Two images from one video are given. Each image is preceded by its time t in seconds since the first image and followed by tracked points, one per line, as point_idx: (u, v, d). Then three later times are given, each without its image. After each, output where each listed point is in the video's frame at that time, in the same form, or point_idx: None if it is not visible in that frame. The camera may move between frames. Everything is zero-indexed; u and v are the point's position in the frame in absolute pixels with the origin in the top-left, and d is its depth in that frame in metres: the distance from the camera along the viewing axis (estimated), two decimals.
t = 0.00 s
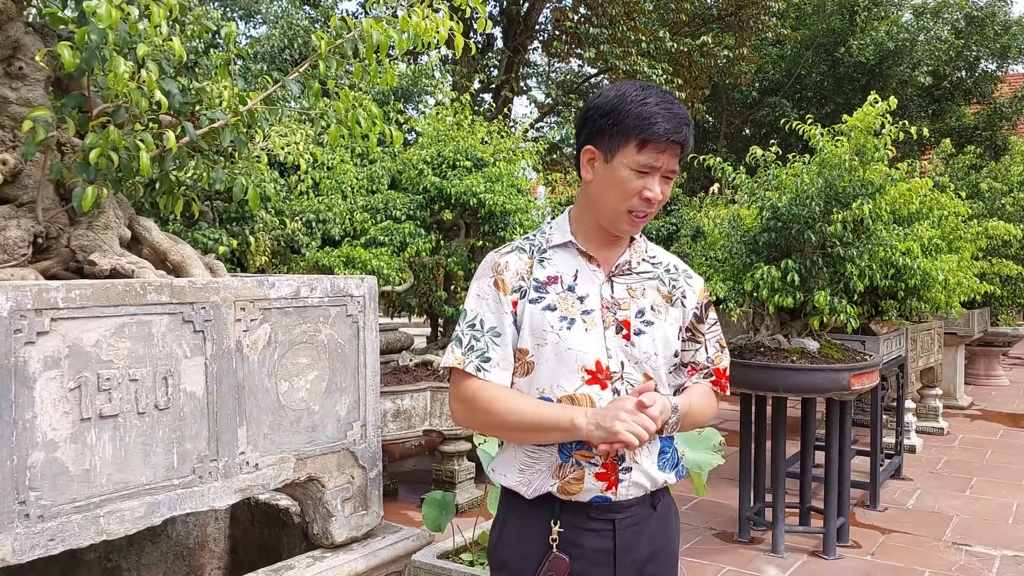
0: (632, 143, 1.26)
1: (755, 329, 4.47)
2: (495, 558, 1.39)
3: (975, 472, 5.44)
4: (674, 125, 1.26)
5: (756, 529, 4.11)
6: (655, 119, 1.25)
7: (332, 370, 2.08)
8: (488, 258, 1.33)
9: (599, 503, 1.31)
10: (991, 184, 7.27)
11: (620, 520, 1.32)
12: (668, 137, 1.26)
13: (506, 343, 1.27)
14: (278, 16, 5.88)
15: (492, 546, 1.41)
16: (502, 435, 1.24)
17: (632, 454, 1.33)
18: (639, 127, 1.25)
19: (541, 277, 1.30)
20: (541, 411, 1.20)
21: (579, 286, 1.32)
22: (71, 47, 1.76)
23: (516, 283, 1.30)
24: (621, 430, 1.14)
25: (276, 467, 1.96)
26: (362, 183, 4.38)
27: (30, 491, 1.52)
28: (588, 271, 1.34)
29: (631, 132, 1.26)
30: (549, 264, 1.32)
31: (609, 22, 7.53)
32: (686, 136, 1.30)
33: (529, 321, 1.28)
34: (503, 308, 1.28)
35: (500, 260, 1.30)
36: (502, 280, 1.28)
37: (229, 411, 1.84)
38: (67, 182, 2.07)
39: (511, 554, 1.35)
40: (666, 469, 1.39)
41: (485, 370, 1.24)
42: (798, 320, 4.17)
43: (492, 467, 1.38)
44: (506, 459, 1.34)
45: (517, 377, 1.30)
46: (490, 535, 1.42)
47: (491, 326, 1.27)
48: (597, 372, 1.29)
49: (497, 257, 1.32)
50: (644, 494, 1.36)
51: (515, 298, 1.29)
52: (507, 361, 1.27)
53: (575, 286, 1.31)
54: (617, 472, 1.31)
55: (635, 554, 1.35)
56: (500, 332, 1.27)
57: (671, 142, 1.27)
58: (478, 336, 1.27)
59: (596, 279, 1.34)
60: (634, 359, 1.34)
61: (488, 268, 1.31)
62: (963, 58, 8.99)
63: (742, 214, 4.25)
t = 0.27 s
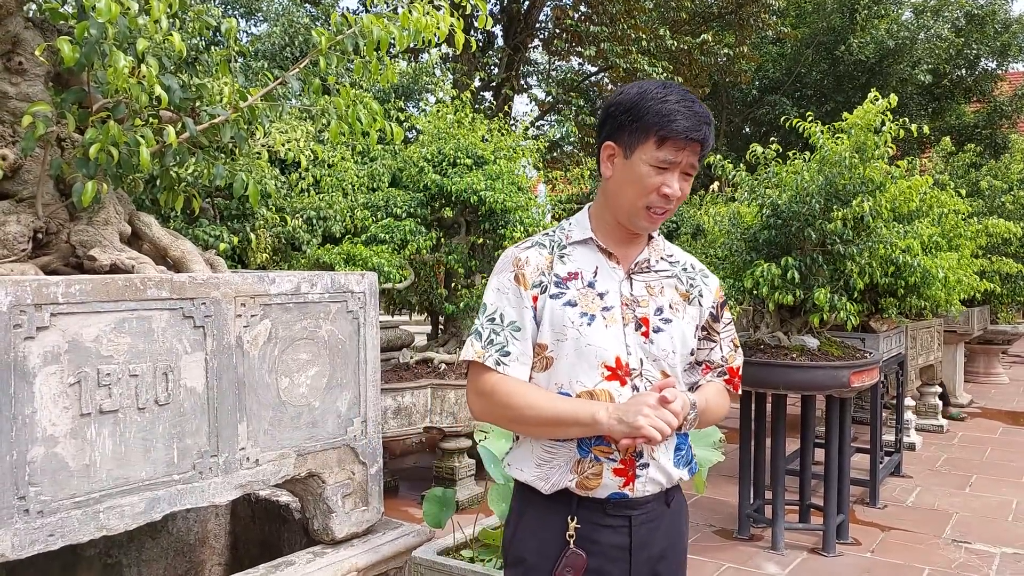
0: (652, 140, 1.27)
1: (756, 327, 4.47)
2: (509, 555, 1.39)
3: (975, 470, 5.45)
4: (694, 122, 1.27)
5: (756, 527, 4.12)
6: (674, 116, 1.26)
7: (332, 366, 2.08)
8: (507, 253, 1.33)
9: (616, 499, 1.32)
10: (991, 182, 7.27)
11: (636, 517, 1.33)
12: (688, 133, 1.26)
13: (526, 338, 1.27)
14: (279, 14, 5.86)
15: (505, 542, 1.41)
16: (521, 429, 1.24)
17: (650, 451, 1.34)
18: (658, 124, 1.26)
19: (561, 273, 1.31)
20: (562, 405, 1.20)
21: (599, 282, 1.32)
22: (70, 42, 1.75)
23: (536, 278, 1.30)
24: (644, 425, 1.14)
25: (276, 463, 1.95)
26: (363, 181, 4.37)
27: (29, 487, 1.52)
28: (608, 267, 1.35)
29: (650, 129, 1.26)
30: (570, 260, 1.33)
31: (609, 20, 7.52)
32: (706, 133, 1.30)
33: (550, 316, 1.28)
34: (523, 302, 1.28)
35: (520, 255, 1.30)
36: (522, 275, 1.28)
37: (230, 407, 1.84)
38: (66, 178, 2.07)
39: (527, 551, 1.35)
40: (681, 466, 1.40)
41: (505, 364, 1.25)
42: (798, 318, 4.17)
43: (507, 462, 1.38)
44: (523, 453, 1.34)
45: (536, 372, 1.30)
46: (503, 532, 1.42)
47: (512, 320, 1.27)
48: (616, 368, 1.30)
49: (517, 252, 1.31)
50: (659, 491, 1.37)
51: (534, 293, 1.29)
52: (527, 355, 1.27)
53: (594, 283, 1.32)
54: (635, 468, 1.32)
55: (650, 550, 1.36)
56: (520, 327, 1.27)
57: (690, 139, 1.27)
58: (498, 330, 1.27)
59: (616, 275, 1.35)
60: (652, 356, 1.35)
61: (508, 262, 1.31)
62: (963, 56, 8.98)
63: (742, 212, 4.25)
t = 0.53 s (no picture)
0: (664, 138, 1.25)
1: (758, 327, 4.45)
2: (519, 558, 1.37)
3: (978, 470, 5.42)
4: (706, 121, 1.26)
5: (758, 527, 4.10)
6: (687, 115, 1.24)
7: (331, 367, 2.07)
8: (522, 253, 1.30)
9: (631, 501, 1.32)
10: (995, 180, 7.22)
11: (649, 519, 1.34)
12: (701, 132, 1.25)
13: (545, 339, 1.25)
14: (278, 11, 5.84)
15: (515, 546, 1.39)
16: (542, 433, 1.22)
17: (666, 453, 1.34)
18: (670, 123, 1.25)
19: (579, 274, 1.29)
20: (587, 408, 1.19)
21: (616, 284, 1.31)
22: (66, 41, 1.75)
23: (554, 278, 1.27)
24: (672, 427, 1.15)
25: (274, 465, 1.94)
26: (362, 178, 4.35)
27: (28, 488, 1.51)
28: (624, 269, 1.33)
29: (663, 128, 1.25)
30: (587, 260, 1.31)
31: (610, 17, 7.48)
32: (718, 132, 1.29)
33: (568, 317, 1.27)
34: (542, 303, 1.25)
35: (538, 255, 1.27)
36: (541, 276, 1.26)
37: (228, 409, 1.83)
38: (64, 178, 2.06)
39: (539, 554, 1.33)
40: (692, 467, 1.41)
41: (523, 366, 1.22)
42: (801, 317, 4.14)
43: (519, 464, 1.36)
44: (537, 455, 1.31)
45: (552, 374, 1.28)
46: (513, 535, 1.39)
47: (530, 321, 1.25)
48: (635, 370, 1.29)
49: (534, 251, 1.29)
50: (671, 493, 1.37)
51: (553, 293, 1.27)
52: (545, 357, 1.25)
53: (611, 284, 1.31)
54: (651, 470, 1.32)
55: (662, 551, 1.37)
56: (538, 328, 1.25)
57: (704, 138, 1.26)
58: (517, 331, 1.24)
59: (632, 277, 1.34)
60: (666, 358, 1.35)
61: (524, 262, 1.28)
62: (967, 53, 8.92)
63: (744, 210, 4.22)
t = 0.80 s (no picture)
0: (674, 134, 1.27)
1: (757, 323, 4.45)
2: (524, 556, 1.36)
3: (976, 467, 5.44)
4: (716, 118, 1.27)
5: (756, 524, 4.11)
6: (697, 112, 1.26)
7: (330, 363, 2.07)
8: (532, 245, 1.30)
9: (636, 495, 1.32)
10: (993, 178, 7.24)
11: (652, 512, 1.34)
12: (711, 129, 1.27)
13: (554, 331, 1.25)
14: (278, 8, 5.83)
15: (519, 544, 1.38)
16: (550, 424, 1.22)
17: (670, 447, 1.34)
18: (681, 119, 1.26)
19: (589, 267, 1.29)
20: (596, 400, 1.19)
21: (624, 278, 1.31)
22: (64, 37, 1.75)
23: (564, 271, 1.28)
24: (681, 421, 1.16)
25: (273, 460, 1.95)
26: (362, 176, 4.35)
27: (25, 483, 1.51)
28: (632, 263, 1.34)
29: (673, 124, 1.27)
30: (597, 254, 1.31)
31: (609, 15, 7.47)
32: (727, 131, 1.31)
33: (577, 310, 1.27)
34: (552, 295, 1.25)
35: (548, 247, 1.28)
36: (551, 267, 1.26)
37: (226, 404, 1.83)
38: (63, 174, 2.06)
39: (545, 550, 1.33)
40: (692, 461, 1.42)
41: (532, 357, 1.22)
42: (799, 314, 4.15)
43: (522, 457, 1.35)
44: (542, 447, 1.31)
45: (559, 365, 1.28)
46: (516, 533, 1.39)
47: (539, 312, 1.25)
48: (642, 364, 1.29)
49: (545, 244, 1.29)
50: (673, 487, 1.38)
51: (563, 285, 1.27)
52: (553, 348, 1.25)
53: (620, 278, 1.31)
54: (656, 464, 1.32)
55: (664, 545, 1.38)
56: (547, 319, 1.25)
57: (713, 135, 1.28)
58: (526, 322, 1.24)
59: (640, 272, 1.34)
60: (671, 353, 1.36)
61: (534, 253, 1.28)
62: (965, 51, 8.93)
63: (743, 207, 4.22)
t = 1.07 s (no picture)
0: (686, 131, 1.27)
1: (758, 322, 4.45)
2: (523, 553, 1.36)
3: (977, 465, 5.44)
4: (727, 118, 1.28)
5: (757, 522, 4.11)
6: (709, 110, 1.27)
7: (331, 362, 2.07)
8: (539, 238, 1.30)
9: (635, 492, 1.32)
10: (994, 176, 7.23)
11: (651, 511, 1.35)
12: (722, 128, 1.27)
13: (559, 325, 1.24)
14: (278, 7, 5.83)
15: (518, 540, 1.38)
16: (555, 418, 1.21)
17: (672, 446, 1.34)
18: (693, 117, 1.26)
19: (596, 262, 1.29)
20: (602, 394, 1.19)
21: (630, 274, 1.31)
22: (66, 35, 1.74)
23: (572, 264, 1.28)
24: (688, 417, 1.16)
25: (275, 459, 1.95)
26: (363, 175, 4.35)
27: (28, 482, 1.51)
28: (637, 260, 1.34)
29: (685, 121, 1.27)
30: (603, 249, 1.31)
31: (610, 13, 7.45)
32: (737, 132, 1.31)
33: (583, 304, 1.27)
34: (559, 288, 1.25)
35: (556, 241, 1.28)
36: (559, 261, 1.26)
37: (228, 403, 1.83)
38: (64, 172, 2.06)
39: (544, 547, 1.33)
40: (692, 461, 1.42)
41: (537, 350, 1.22)
42: (800, 312, 4.15)
43: (523, 451, 1.35)
44: (543, 441, 1.32)
45: (564, 360, 1.28)
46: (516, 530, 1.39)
47: (545, 305, 1.24)
48: (646, 361, 1.29)
49: (552, 237, 1.29)
50: (672, 486, 1.38)
51: (570, 279, 1.27)
52: (558, 343, 1.24)
53: (626, 274, 1.31)
54: (657, 462, 1.32)
55: (663, 544, 1.38)
56: (553, 313, 1.24)
57: (724, 134, 1.28)
58: (532, 315, 1.24)
59: (645, 269, 1.34)
60: (674, 352, 1.36)
61: (542, 246, 1.28)
62: (966, 49, 8.92)
63: (744, 206, 4.22)
